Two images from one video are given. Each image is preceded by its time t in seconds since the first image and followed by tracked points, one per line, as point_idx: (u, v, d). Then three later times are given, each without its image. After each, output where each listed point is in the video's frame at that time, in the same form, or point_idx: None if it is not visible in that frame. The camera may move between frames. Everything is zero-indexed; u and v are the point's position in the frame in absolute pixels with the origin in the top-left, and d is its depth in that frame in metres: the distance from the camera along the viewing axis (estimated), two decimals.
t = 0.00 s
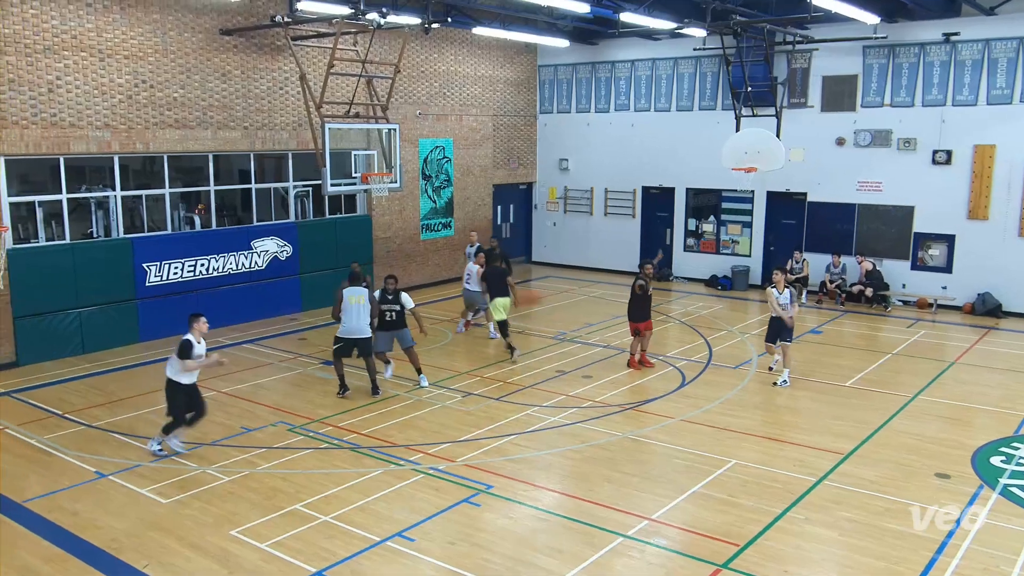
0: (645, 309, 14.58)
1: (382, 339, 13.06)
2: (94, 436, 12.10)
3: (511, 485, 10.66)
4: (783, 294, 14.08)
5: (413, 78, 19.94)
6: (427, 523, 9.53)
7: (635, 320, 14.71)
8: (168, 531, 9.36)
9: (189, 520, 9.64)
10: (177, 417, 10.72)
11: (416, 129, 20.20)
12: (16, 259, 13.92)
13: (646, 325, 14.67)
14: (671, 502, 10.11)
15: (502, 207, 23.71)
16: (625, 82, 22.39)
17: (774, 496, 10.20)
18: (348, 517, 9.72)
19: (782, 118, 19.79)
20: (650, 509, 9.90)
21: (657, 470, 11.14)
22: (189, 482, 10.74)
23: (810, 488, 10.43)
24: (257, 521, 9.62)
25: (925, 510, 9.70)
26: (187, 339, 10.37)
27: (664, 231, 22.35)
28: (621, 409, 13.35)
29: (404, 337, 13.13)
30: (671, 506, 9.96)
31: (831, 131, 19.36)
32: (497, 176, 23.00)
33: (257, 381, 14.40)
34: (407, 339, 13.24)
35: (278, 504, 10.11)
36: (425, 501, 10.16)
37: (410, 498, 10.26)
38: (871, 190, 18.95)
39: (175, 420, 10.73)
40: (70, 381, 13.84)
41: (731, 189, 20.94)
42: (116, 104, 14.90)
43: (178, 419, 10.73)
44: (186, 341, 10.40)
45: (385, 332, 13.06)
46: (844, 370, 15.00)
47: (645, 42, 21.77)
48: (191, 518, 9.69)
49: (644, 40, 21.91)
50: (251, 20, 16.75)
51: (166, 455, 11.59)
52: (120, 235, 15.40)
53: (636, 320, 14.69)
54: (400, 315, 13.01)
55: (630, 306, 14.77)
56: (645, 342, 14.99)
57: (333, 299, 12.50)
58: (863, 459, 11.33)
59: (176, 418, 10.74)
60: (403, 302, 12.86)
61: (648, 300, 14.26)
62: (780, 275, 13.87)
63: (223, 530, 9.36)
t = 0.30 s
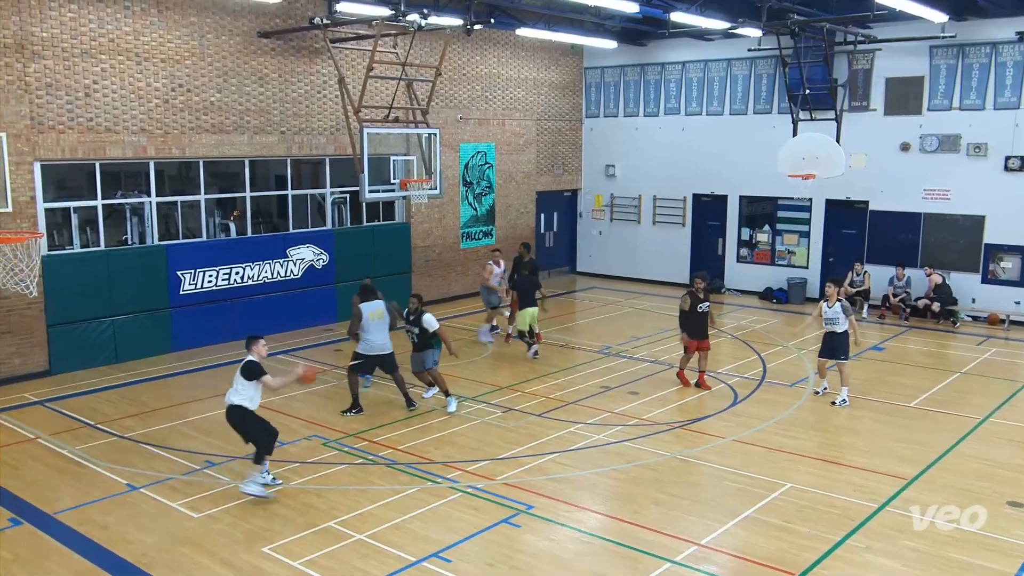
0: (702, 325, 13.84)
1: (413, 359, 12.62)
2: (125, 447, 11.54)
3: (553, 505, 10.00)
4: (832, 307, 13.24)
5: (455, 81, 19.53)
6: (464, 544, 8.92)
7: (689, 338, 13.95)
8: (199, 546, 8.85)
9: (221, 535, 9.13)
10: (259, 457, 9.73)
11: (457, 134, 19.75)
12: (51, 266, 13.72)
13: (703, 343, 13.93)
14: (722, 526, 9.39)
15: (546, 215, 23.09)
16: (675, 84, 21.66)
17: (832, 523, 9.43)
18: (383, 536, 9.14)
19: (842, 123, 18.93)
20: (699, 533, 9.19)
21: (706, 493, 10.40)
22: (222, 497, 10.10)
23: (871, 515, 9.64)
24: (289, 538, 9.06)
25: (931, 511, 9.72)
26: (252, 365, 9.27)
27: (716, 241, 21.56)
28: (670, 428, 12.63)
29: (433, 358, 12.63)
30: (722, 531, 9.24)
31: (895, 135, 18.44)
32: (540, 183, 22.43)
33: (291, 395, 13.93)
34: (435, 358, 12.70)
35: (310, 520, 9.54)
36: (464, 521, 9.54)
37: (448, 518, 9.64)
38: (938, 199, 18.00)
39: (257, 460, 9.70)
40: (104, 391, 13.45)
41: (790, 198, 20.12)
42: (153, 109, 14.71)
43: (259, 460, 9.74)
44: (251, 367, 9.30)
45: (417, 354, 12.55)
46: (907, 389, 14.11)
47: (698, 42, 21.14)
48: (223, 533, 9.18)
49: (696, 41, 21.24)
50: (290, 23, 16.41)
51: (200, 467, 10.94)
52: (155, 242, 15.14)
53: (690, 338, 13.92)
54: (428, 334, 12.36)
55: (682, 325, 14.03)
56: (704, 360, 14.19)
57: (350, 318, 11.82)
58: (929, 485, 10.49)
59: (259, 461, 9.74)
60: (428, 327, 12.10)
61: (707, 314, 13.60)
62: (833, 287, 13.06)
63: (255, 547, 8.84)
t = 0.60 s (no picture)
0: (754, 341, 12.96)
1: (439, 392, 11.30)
2: (158, 461, 10.83)
3: (598, 530, 9.26)
4: (893, 318, 12.30)
5: (500, 85, 19.03)
6: (506, 570, 8.24)
7: (739, 355, 13.04)
8: (230, 565, 8.22)
9: (254, 554, 8.49)
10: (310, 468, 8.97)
11: (500, 139, 19.23)
12: (85, 275, 13.40)
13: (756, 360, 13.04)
14: (779, 556, 8.61)
15: (593, 224, 22.42)
16: (732, 87, 20.96)
17: (899, 556, 8.61)
18: (422, 559, 8.48)
19: (909, 127, 18.01)
20: (756, 564, 8.43)
21: (761, 519, 9.60)
22: (256, 514, 9.35)
23: (940, 548, 8.81)
24: (324, 560, 8.39)
25: (930, 511, 9.77)
26: (312, 375, 8.57)
27: (774, 252, 20.77)
28: (724, 450, 11.82)
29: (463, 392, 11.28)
30: (781, 562, 8.47)
31: (966, 142, 17.51)
32: (588, 190, 21.77)
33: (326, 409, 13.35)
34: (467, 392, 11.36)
35: (346, 540, 8.88)
36: (507, 545, 8.82)
37: (490, 541, 8.93)
38: (1014, 209, 17.03)
39: (289, 479, 8.86)
40: (137, 403, 12.98)
41: (851, 206, 19.23)
42: (190, 114, 14.37)
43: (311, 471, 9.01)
44: (310, 377, 8.57)
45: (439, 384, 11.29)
46: (979, 412, 13.17)
47: (755, 42, 20.38)
48: (256, 551, 8.54)
49: (752, 42, 20.52)
50: (330, 25, 15.98)
51: (233, 484, 10.17)
52: (189, 250, 14.75)
53: (742, 356, 13.01)
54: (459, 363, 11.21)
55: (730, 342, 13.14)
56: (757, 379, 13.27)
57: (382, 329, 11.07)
58: (1009, 517, 9.60)
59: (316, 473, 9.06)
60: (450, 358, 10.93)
61: (759, 328, 12.69)
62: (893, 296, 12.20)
63: (287, 568, 8.21)
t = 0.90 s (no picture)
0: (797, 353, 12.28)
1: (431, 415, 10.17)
2: (193, 471, 10.51)
3: (643, 548, 8.49)
4: (961, 329, 11.59)
5: (544, 87, 18.67)
6: None
7: (780, 369, 12.28)
8: None
9: (285, 569, 7.98)
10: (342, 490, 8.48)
11: (544, 143, 18.83)
12: (122, 281, 13.22)
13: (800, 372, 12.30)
14: None
15: (640, 231, 21.89)
16: (786, 89, 20.42)
17: None
18: None
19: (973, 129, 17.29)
20: None
21: (816, 539, 8.74)
22: (293, 527, 8.88)
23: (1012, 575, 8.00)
24: None
25: (931, 512, 9.50)
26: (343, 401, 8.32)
27: (829, 261, 20.10)
28: (775, 468, 10.81)
29: (452, 416, 9.96)
30: None
31: None
32: (635, 196, 21.29)
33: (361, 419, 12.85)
34: (458, 417, 9.99)
35: (381, 556, 8.31)
36: (550, 564, 8.13)
37: (529, 558, 8.26)
38: None
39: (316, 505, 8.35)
40: (172, 412, 12.70)
41: (912, 215, 18.55)
42: (228, 117, 14.14)
43: (345, 492, 8.55)
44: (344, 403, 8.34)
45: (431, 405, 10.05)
46: None
47: (811, 42, 19.82)
48: (288, 566, 8.03)
49: (807, 41, 19.95)
50: (371, 27, 15.72)
51: (267, 496, 9.75)
52: (226, 256, 14.53)
53: (783, 368, 12.28)
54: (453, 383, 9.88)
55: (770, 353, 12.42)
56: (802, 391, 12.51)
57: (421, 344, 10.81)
58: None
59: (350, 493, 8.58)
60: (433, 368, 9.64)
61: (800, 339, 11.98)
62: (964, 306, 11.48)
63: None
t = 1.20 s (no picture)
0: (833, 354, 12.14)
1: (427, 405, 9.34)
2: (232, 468, 10.61)
3: (680, 552, 8.40)
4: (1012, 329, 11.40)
5: (582, 87, 18.63)
6: None
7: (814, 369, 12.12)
8: None
9: (322, 567, 8.00)
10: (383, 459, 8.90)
11: (582, 143, 18.78)
12: (165, 280, 13.38)
13: (832, 373, 12.09)
14: None
15: (678, 232, 21.76)
16: (828, 89, 20.19)
17: None
18: None
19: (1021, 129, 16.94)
20: None
21: (856, 546, 8.58)
22: (329, 525, 8.93)
23: None
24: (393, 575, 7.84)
25: (930, 511, 9.47)
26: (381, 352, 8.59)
27: (871, 263, 19.83)
28: (815, 472, 10.65)
29: (449, 402, 9.17)
30: None
31: None
32: (673, 196, 21.17)
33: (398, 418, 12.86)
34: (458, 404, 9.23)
35: (417, 554, 8.29)
36: (586, 566, 8.07)
37: (565, 560, 8.20)
38: None
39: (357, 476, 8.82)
40: (212, 409, 12.83)
41: (957, 215, 18.25)
42: (268, 118, 14.28)
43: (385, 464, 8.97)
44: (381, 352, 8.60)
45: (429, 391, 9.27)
46: None
47: (853, 42, 19.58)
48: (325, 564, 8.05)
49: (850, 40, 19.69)
50: (409, 27, 15.81)
51: (305, 493, 9.82)
52: (266, 255, 14.66)
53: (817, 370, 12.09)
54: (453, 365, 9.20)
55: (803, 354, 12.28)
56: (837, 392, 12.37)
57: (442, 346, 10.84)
58: None
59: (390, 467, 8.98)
60: (433, 343, 8.98)
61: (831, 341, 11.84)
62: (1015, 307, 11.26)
63: None
